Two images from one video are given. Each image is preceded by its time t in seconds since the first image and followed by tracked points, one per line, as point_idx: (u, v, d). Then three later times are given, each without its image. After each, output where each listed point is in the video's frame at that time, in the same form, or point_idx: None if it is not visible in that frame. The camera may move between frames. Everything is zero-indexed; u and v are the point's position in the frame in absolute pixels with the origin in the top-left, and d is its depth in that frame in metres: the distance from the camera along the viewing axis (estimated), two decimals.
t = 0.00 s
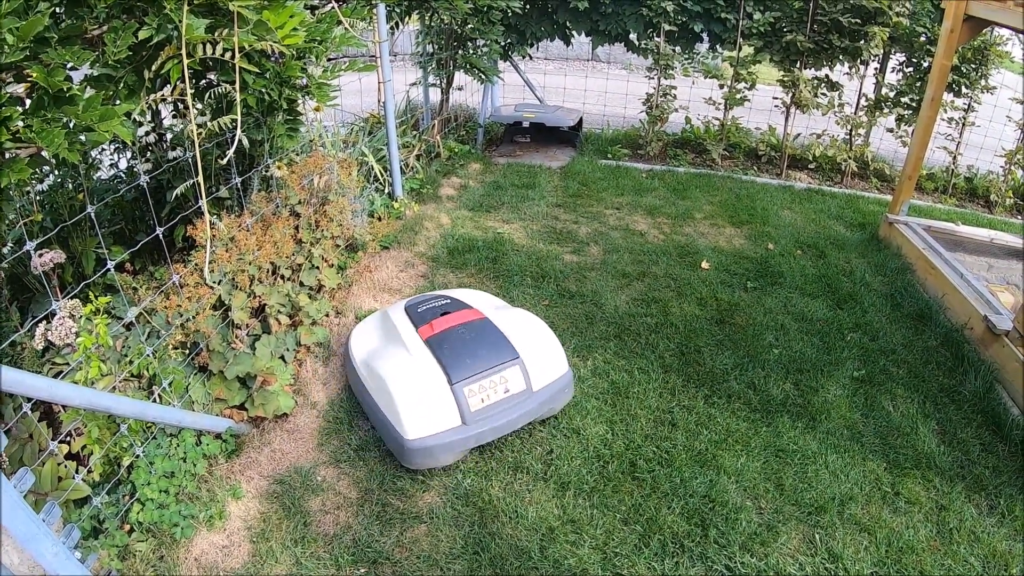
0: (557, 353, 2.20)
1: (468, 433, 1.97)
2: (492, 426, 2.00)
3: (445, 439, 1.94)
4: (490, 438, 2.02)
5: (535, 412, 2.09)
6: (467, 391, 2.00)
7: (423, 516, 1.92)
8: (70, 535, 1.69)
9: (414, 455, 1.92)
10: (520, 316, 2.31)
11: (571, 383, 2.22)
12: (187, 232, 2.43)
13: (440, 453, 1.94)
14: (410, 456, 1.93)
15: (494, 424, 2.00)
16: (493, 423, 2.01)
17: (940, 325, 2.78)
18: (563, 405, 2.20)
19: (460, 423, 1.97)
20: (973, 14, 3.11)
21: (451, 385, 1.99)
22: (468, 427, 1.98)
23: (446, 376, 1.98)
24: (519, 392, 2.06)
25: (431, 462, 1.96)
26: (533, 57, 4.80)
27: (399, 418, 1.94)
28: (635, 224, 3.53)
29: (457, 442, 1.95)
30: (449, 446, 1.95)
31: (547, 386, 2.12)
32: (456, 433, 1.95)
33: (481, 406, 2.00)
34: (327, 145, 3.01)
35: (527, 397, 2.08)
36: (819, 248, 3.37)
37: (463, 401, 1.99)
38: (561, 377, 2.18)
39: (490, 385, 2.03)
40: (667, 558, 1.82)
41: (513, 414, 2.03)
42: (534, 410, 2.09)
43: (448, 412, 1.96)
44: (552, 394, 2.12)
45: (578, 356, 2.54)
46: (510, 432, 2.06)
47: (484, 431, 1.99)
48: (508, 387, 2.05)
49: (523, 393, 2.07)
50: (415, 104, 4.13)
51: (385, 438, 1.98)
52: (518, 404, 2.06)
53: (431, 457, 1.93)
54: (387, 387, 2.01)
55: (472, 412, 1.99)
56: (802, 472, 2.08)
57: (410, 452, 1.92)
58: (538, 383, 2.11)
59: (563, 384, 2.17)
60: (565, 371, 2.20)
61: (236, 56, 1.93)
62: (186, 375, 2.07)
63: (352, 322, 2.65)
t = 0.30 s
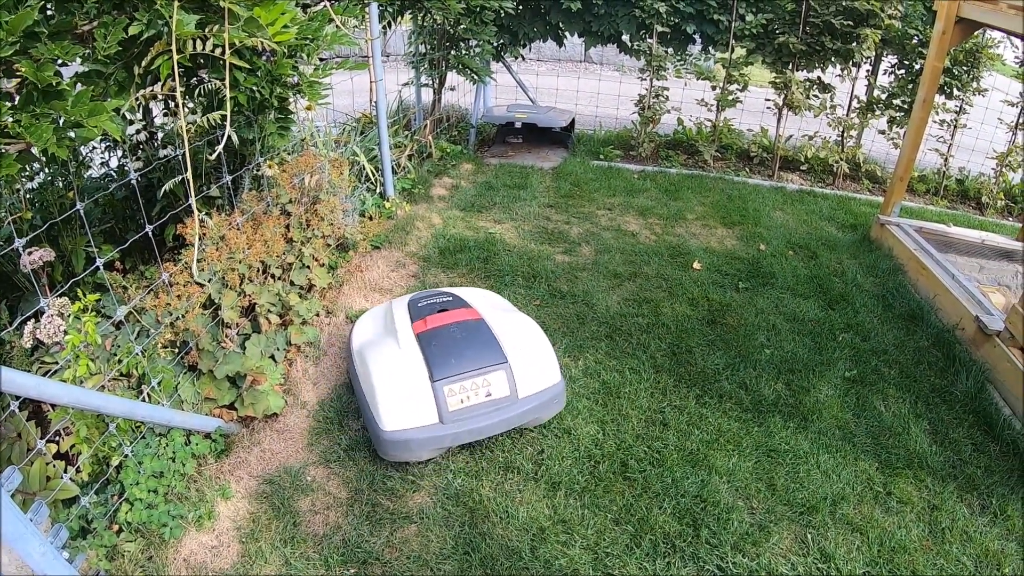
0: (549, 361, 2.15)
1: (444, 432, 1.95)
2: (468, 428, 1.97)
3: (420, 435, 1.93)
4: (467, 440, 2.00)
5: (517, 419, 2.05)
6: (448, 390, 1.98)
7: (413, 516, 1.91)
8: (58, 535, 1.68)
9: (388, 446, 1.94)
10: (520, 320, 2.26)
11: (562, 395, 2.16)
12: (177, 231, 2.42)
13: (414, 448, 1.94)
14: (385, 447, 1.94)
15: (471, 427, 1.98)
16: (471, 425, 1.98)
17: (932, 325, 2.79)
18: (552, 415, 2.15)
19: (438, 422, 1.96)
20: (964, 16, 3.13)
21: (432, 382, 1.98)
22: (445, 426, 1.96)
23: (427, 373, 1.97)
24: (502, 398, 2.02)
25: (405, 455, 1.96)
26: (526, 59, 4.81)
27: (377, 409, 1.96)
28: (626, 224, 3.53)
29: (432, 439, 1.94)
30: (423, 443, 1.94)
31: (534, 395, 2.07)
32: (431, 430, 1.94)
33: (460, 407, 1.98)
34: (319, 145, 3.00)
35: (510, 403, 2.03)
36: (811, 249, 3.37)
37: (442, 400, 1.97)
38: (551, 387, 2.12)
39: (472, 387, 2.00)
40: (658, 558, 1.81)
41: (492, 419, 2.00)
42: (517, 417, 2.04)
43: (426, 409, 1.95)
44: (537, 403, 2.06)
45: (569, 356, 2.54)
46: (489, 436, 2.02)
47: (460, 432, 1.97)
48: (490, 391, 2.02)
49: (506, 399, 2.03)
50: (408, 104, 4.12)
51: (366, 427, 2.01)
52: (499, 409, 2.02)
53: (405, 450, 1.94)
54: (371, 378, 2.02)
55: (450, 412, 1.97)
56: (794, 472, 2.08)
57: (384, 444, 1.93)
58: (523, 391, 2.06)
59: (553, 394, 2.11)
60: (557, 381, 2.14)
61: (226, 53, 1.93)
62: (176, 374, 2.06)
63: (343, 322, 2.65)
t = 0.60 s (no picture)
0: (538, 364, 2.14)
1: (428, 432, 1.96)
2: (452, 428, 1.98)
3: (404, 434, 1.94)
4: (452, 441, 2.00)
5: (503, 421, 2.05)
6: (433, 390, 1.99)
7: (402, 516, 1.91)
8: (44, 536, 1.72)
9: (372, 445, 1.94)
10: (511, 321, 2.25)
11: (550, 398, 2.15)
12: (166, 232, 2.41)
13: (398, 447, 1.95)
14: (369, 445, 1.95)
15: (456, 428, 1.98)
16: (455, 425, 1.98)
17: (921, 324, 2.81)
18: (539, 418, 2.14)
19: (422, 422, 1.96)
20: (952, 16, 3.15)
21: (417, 382, 1.99)
22: (429, 426, 1.96)
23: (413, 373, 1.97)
24: (487, 399, 2.02)
25: (389, 454, 1.97)
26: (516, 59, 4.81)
27: (362, 408, 1.96)
28: (616, 224, 3.54)
29: (415, 438, 1.95)
30: (407, 442, 1.95)
31: (520, 398, 2.06)
32: (415, 430, 1.95)
33: (444, 407, 1.98)
34: (308, 145, 3.00)
35: (495, 405, 2.03)
36: (800, 249, 3.39)
37: (427, 400, 1.97)
38: (539, 390, 2.12)
39: (457, 388, 2.00)
40: (647, 557, 1.82)
41: (476, 421, 2.00)
42: (502, 419, 2.04)
43: (411, 409, 1.96)
44: (523, 406, 2.06)
45: (558, 355, 2.54)
46: (474, 438, 2.02)
47: (444, 433, 1.97)
48: (476, 393, 2.02)
49: (491, 401, 2.03)
50: (397, 104, 4.12)
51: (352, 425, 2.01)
52: (485, 411, 2.02)
53: (389, 449, 1.95)
54: (357, 376, 2.03)
55: (435, 412, 1.97)
56: (783, 471, 2.09)
57: (368, 442, 1.94)
58: (509, 393, 2.06)
59: (541, 397, 2.11)
60: (545, 385, 2.13)
61: (213, 52, 1.92)
62: (163, 375, 2.05)
63: (331, 322, 2.64)
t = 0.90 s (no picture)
0: (524, 355, 2.16)
1: (415, 424, 1.97)
2: (439, 420, 1.99)
3: (390, 426, 1.95)
4: (439, 432, 2.01)
5: (490, 412, 2.06)
6: (420, 382, 2.00)
7: (392, 514, 1.91)
8: (33, 538, 1.68)
9: (361, 437, 1.96)
10: (497, 314, 2.26)
11: (536, 390, 2.16)
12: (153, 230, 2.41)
13: (386, 439, 1.96)
14: (357, 438, 1.96)
15: (442, 419, 1.99)
16: (441, 417, 2.00)
17: (908, 318, 2.83)
18: (525, 410, 2.15)
19: (409, 414, 1.98)
20: (939, 12, 3.16)
21: (404, 374, 2.00)
22: (416, 418, 1.98)
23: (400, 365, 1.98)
24: (473, 391, 2.03)
25: (376, 446, 1.99)
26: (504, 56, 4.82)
27: (350, 400, 1.98)
28: (604, 220, 3.55)
29: (402, 430, 1.96)
30: (394, 434, 1.97)
31: (507, 389, 2.08)
32: (402, 422, 1.96)
33: (431, 399, 1.99)
34: (295, 142, 2.99)
35: (481, 397, 2.04)
36: (788, 244, 3.41)
37: (414, 392, 1.99)
38: (525, 381, 2.13)
39: (444, 379, 2.01)
40: (638, 552, 1.82)
41: (462, 412, 2.01)
42: (489, 410, 2.05)
43: (398, 401, 1.97)
44: (509, 397, 2.07)
45: (547, 351, 2.54)
46: (460, 429, 2.04)
47: (430, 424, 1.98)
48: (463, 384, 2.03)
49: (477, 393, 2.04)
50: (385, 101, 4.12)
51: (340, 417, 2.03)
52: (472, 402, 2.03)
53: (377, 441, 1.96)
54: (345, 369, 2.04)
55: (422, 403, 1.99)
56: (772, 466, 2.10)
57: (356, 435, 1.96)
58: (496, 385, 2.07)
59: (527, 388, 2.12)
60: (531, 376, 2.14)
61: (200, 48, 1.91)
62: (151, 374, 2.04)
63: (319, 320, 2.64)
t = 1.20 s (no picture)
0: (511, 339, 2.23)
1: (410, 407, 2.05)
2: (433, 403, 2.06)
3: (387, 411, 2.03)
4: (432, 415, 2.09)
5: (480, 394, 2.14)
6: (413, 367, 2.07)
7: (389, 512, 1.91)
8: (30, 538, 1.68)
9: (357, 422, 2.03)
10: (482, 300, 2.33)
11: (523, 371, 2.25)
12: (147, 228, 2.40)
13: (383, 423, 2.04)
14: (354, 423, 2.03)
15: (436, 402, 2.07)
16: (435, 400, 2.08)
17: (903, 315, 2.84)
18: (514, 391, 2.24)
19: (404, 397, 2.05)
20: (933, 11, 3.18)
21: (397, 360, 2.06)
22: (411, 402, 2.05)
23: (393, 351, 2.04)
24: (464, 373, 2.11)
25: (373, 430, 2.06)
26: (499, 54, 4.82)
27: (345, 388, 2.04)
28: (599, 218, 3.55)
29: (398, 414, 2.04)
30: (391, 418, 2.04)
31: (497, 371, 2.16)
32: (397, 406, 2.03)
33: (424, 383, 2.06)
34: (290, 140, 2.99)
35: (472, 378, 2.12)
36: (783, 241, 3.42)
37: (408, 377, 2.05)
38: (513, 363, 2.21)
39: (436, 363, 2.08)
40: (634, 549, 1.83)
41: (455, 394, 2.09)
42: (480, 392, 2.13)
43: (393, 386, 2.04)
44: (499, 378, 2.15)
45: (543, 349, 2.55)
46: (453, 411, 2.12)
47: (425, 407, 2.06)
48: (454, 367, 2.10)
49: (468, 375, 2.12)
50: (380, 99, 4.12)
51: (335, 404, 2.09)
52: (463, 384, 2.11)
53: (373, 426, 2.03)
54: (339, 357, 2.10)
55: (416, 388, 2.06)
56: (768, 462, 2.11)
57: (353, 420, 2.02)
58: (486, 367, 2.15)
59: (515, 370, 2.20)
60: (518, 358, 2.23)
61: (196, 45, 1.91)
62: (147, 373, 2.04)
63: (315, 318, 2.64)
